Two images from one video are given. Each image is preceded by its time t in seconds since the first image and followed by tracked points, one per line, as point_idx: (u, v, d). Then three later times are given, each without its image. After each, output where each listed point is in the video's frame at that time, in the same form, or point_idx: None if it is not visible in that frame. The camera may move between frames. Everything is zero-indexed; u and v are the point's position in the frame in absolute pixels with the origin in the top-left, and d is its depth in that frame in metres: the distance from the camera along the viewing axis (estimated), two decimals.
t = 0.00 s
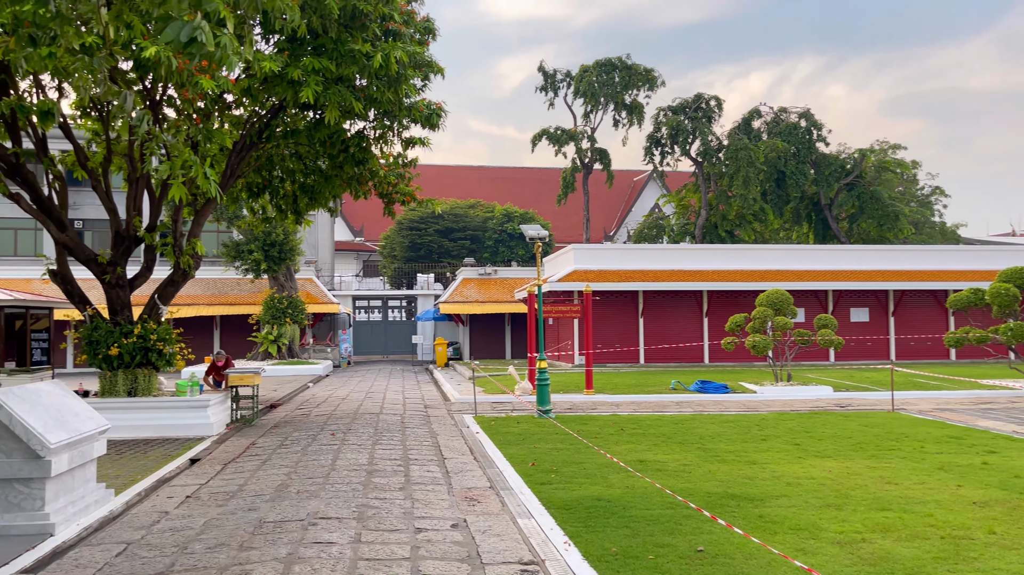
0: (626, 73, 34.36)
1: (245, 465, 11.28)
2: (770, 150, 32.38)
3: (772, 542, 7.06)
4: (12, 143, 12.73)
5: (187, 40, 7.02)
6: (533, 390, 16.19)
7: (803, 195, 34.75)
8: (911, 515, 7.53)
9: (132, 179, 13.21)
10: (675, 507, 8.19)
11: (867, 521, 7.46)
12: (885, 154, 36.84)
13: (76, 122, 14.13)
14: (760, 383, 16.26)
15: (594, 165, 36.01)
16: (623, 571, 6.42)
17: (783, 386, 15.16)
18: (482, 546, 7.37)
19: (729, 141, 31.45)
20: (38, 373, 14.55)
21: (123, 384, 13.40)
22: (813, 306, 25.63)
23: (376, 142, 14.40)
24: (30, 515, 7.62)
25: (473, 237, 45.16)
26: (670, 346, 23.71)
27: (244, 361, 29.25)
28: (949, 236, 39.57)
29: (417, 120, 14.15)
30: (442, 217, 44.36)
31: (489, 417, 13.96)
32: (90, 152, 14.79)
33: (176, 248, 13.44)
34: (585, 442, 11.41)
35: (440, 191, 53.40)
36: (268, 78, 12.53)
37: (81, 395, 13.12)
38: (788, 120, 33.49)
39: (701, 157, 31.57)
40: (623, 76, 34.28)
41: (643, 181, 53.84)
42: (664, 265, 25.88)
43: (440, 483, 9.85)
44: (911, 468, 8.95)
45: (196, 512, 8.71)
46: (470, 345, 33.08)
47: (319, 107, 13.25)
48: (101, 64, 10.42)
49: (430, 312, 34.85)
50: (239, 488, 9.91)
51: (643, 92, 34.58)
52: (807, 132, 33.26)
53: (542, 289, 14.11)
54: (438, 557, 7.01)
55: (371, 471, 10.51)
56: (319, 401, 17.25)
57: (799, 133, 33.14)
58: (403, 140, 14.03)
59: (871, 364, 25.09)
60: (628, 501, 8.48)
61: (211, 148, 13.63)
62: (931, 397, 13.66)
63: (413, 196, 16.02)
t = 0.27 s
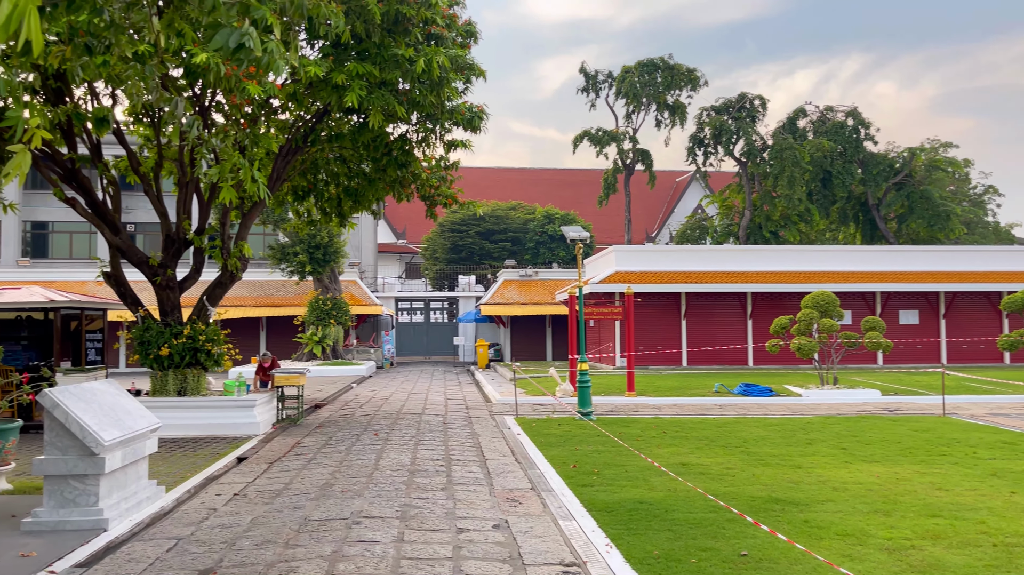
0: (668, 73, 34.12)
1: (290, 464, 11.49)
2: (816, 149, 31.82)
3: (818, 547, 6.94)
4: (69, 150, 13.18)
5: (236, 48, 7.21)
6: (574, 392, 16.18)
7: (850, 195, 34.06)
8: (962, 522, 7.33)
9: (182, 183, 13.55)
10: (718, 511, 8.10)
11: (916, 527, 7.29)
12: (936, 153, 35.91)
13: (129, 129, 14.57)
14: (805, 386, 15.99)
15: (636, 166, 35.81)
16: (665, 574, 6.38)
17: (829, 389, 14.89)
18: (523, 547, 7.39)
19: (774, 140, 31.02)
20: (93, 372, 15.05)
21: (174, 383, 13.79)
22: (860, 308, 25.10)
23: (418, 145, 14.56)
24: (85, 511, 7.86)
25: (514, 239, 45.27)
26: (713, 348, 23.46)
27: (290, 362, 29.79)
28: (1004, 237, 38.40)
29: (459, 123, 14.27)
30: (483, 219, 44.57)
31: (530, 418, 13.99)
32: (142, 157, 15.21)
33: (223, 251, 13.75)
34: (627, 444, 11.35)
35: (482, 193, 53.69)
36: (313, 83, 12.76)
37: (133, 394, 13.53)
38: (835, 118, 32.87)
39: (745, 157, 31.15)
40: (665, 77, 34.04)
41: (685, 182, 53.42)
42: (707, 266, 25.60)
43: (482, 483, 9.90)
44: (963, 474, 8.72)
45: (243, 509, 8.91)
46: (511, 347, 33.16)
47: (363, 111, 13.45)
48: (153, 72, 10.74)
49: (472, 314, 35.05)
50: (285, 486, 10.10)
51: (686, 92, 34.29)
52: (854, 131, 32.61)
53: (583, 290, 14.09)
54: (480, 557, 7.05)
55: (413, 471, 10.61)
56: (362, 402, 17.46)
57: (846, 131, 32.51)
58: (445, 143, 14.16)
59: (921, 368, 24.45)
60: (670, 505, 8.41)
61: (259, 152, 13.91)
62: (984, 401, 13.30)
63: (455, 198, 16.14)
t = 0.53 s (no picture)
0: (711, 74, 33.77)
1: (334, 465, 11.66)
2: (863, 149, 31.17)
3: (866, 555, 6.80)
4: (122, 156, 13.58)
5: (283, 56, 7.35)
6: (615, 395, 16.10)
7: (899, 196, 33.29)
8: (1018, 531, 7.11)
9: (230, 189, 13.85)
10: (762, 517, 7.99)
11: (969, 536, 7.09)
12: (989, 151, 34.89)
13: (179, 135, 14.94)
14: (852, 391, 15.66)
15: (678, 168, 35.51)
16: None
17: (877, 394, 14.57)
18: (565, 550, 7.38)
19: (820, 141, 30.49)
20: (144, 373, 15.48)
21: (221, 384, 14.08)
22: (910, 311, 24.47)
23: (460, 149, 14.65)
24: (136, 508, 8.10)
25: (555, 241, 45.23)
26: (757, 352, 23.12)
27: (334, 364, 30.22)
28: None
29: (499, 127, 14.34)
30: (524, 222, 44.65)
31: (571, 422, 13.98)
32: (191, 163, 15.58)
33: (269, 254, 14.02)
34: (669, 448, 11.26)
35: (523, 197, 53.82)
36: (357, 89, 12.96)
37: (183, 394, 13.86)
38: (883, 118, 32.16)
39: (790, 158, 30.62)
40: (708, 77, 33.70)
41: (728, 184, 52.85)
42: (750, 269, 25.24)
43: (523, 486, 9.92)
44: (1018, 481, 8.46)
45: (289, 509, 9.07)
46: (552, 350, 33.14)
47: (405, 116, 13.60)
48: (201, 80, 11.01)
49: (513, 317, 35.12)
50: (329, 487, 10.25)
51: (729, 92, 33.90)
52: (903, 130, 31.88)
53: (624, 294, 14.01)
54: (521, 560, 7.06)
55: (455, 473, 10.68)
56: (404, 404, 17.64)
57: (895, 131, 31.80)
58: (486, 146, 14.24)
59: (973, 373, 23.71)
60: (714, 510, 8.32)
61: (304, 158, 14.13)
62: None
63: (495, 201, 16.21)
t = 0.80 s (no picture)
0: (753, 76, 33.39)
1: (376, 468, 11.77)
2: (910, 150, 30.53)
3: (916, 565, 6.64)
4: (171, 164, 13.90)
5: (328, 64, 7.44)
6: (656, 400, 15.99)
7: (947, 198, 32.51)
8: None
9: (275, 195, 14.07)
10: (808, 525, 7.86)
11: None
12: None
13: (225, 143, 15.22)
14: (900, 397, 15.32)
15: (719, 171, 35.16)
16: None
17: (926, 401, 14.23)
18: (606, 556, 7.35)
19: (865, 142, 29.96)
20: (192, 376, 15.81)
21: (266, 387, 14.33)
22: (960, 315, 23.88)
23: (500, 154, 14.68)
24: (185, 508, 8.28)
25: (594, 245, 45.04)
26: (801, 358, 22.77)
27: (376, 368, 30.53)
28: None
29: (540, 131, 14.35)
30: (564, 226, 44.59)
31: (613, 427, 13.92)
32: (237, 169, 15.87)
33: (313, 259, 14.22)
34: (712, 454, 11.15)
35: (562, 201, 53.81)
36: (398, 95, 13.08)
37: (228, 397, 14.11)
38: (931, 118, 31.45)
39: (834, 160, 30.15)
40: (749, 80, 33.33)
41: (771, 187, 52.21)
42: (794, 272, 24.86)
43: (564, 491, 9.91)
44: None
45: (332, 511, 9.18)
46: (592, 355, 33.05)
47: (446, 122, 13.69)
48: (245, 88, 11.22)
49: (553, 321, 35.10)
50: (371, 489, 10.35)
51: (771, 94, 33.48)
52: (952, 131, 31.15)
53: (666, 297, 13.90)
54: (563, 565, 7.05)
55: (496, 477, 10.71)
56: (444, 407, 17.74)
57: (943, 132, 31.08)
58: (526, 151, 14.26)
59: None
60: (758, 517, 8.21)
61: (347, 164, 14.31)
62: None
63: (535, 206, 16.22)
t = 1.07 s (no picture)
0: (795, 79, 32.96)
1: (416, 472, 11.84)
2: (958, 153, 29.86)
3: None
4: (217, 172, 14.17)
5: (373, 73, 7.52)
6: (697, 407, 15.85)
7: (997, 201, 31.71)
8: None
9: (316, 203, 14.28)
10: (854, 535, 7.71)
11: None
12: None
13: (269, 151, 15.47)
14: (949, 406, 14.96)
15: (761, 175, 34.75)
16: None
17: (977, 410, 13.89)
18: (648, 563, 7.29)
19: (911, 145, 29.39)
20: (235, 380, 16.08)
21: (308, 392, 14.58)
22: (1010, 321, 23.32)
23: (539, 159, 14.72)
24: (230, 511, 8.41)
25: (633, 251, 44.74)
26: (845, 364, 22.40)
27: (415, 373, 30.74)
28: None
29: (579, 137, 14.35)
30: (603, 232, 44.39)
31: (653, 433, 13.83)
32: (279, 177, 16.12)
33: (354, 265, 14.36)
34: (755, 462, 11.00)
35: (601, 206, 53.70)
36: (438, 102, 13.17)
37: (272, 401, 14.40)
38: (979, 120, 30.71)
39: (880, 164, 29.65)
40: (791, 83, 32.91)
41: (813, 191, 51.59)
42: (837, 278, 24.50)
43: (604, 498, 9.86)
44: None
45: (373, 515, 9.26)
46: (631, 361, 32.90)
47: (485, 128, 13.75)
48: (290, 98, 11.40)
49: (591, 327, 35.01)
50: (412, 494, 10.42)
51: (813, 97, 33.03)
52: (1002, 132, 30.39)
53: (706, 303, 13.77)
54: (604, 572, 7.01)
55: (536, 483, 10.70)
56: (484, 413, 17.79)
57: (993, 134, 30.35)
58: (565, 156, 14.26)
59: None
60: (802, 526, 8.08)
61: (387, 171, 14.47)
62: None
63: (574, 212, 16.20)
